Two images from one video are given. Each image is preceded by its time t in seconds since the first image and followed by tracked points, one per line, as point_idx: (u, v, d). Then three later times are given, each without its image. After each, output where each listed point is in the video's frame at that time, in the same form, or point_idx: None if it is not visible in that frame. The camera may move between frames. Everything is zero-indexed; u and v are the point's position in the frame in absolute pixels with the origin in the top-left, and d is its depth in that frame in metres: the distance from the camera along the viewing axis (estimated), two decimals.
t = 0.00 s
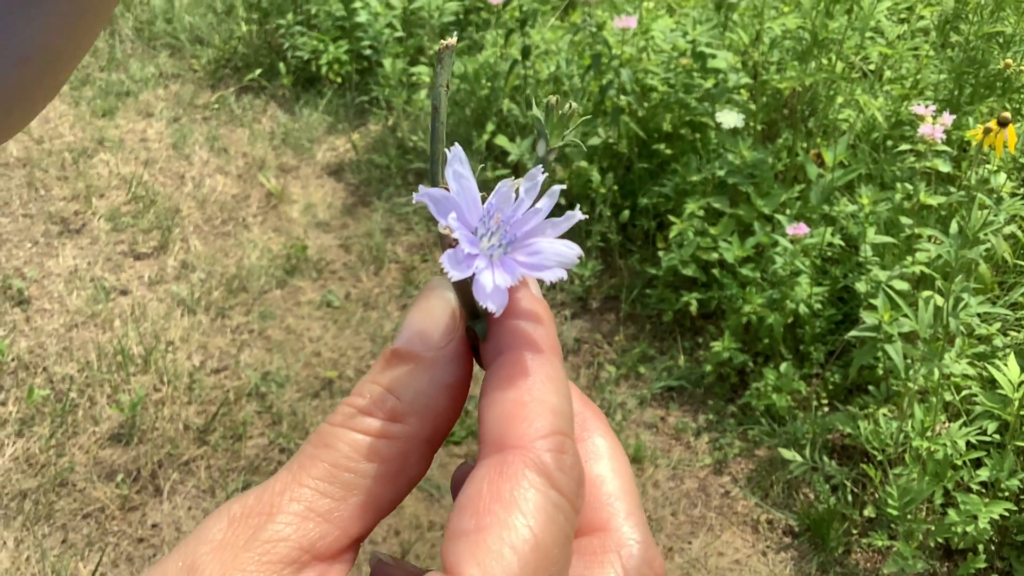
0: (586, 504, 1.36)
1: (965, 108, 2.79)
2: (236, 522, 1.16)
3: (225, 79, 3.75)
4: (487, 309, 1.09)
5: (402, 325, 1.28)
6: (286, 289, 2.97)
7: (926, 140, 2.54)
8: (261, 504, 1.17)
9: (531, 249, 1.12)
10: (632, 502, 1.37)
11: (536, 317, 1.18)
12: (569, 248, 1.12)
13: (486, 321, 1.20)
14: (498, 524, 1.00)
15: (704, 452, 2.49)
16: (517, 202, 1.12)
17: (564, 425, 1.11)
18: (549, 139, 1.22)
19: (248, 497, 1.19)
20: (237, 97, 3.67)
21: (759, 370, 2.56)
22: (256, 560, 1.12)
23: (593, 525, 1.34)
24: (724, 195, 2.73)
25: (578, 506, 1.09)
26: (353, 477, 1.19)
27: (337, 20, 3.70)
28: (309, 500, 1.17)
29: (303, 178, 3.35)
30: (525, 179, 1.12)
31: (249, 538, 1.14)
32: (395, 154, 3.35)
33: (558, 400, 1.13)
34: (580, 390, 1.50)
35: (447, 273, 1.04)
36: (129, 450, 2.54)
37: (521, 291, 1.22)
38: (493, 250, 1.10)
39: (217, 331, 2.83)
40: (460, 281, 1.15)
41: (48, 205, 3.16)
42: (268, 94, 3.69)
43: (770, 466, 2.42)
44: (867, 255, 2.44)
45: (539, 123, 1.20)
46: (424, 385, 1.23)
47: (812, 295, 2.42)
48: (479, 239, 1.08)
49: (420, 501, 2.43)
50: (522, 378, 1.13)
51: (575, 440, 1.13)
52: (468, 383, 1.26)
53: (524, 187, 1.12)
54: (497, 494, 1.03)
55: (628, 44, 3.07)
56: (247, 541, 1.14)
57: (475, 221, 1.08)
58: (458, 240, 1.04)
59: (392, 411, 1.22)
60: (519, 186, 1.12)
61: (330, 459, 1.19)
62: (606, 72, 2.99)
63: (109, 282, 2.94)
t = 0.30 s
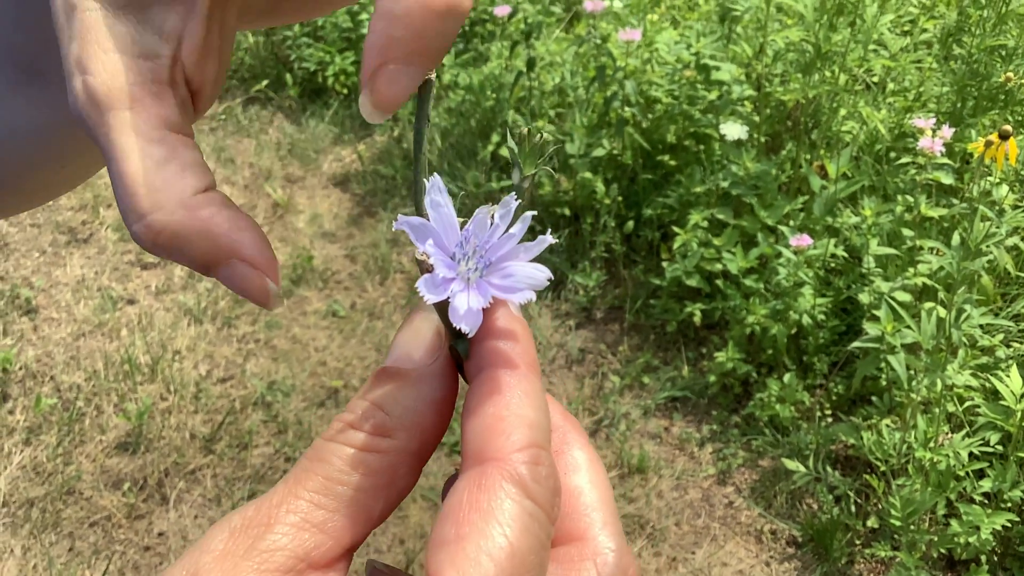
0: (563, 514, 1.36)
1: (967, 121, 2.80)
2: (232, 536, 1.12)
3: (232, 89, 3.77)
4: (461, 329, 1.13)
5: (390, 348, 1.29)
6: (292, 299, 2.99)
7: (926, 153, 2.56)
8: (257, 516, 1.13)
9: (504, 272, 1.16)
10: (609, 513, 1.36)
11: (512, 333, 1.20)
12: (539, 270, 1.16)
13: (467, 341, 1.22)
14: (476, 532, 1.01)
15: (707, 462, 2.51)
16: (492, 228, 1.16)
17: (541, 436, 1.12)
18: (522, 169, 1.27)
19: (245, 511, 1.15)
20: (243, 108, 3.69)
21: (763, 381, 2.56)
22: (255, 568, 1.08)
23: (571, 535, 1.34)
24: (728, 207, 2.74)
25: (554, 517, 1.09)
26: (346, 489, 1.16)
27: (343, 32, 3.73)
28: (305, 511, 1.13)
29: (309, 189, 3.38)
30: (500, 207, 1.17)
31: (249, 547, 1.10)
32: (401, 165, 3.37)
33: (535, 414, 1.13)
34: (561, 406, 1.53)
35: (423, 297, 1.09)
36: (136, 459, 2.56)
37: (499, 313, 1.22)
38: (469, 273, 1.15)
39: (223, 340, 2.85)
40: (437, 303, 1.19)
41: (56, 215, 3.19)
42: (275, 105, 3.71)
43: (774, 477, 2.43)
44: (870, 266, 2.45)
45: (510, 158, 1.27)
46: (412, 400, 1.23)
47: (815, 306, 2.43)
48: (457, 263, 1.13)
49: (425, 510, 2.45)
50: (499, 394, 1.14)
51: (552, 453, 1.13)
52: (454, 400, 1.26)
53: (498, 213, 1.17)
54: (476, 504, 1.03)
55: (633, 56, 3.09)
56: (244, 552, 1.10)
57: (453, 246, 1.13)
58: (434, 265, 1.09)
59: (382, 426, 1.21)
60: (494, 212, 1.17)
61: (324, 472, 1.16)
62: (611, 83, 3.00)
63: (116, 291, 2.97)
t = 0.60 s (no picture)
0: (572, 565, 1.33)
1: (972, 129, 2.81)
2: None
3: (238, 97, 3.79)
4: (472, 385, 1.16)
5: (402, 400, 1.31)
6: (299, 306, 3.01)
7: (931, 161, 2.58)
8: (272, 564, 1.14)
9: (513, 327, 1.20)
10: (619, 563, 1.34)
11: (522, 385, 1.20)
12: (547, 325, 1.20)
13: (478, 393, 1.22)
14: None
15: (713, 469, 2.51)
16: (501, 284, 1.22)
17: (549, 489, 1.11)
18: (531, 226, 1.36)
19: (259, 559, 1.17)
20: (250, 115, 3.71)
21: (768, 388, 2.57)
22: None
23: None
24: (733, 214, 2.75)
25: (560, 570, 1.08)
26: (359, 539, 1.19)
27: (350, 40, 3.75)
28: (319, 561, 1.15)
29: (316, 196, 3.40)
30: (508, 264, 1.23)
31: None
32: (407, 172, 3.38)
33: (543, 466, 1.13)
34: (568, 451, 1.47)
35: (435, 354, 1.13)
36: (143, 465, 2.57)
37: (510, 365, 1.22)
38: (479, 329, 1.19)
39: (230, 347, 2.87)
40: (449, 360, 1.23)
41: (64, 222, 3.22)
42: (281, 113, 3.71)
43: (779, 484, 2.43)
44: (875, 275, 2.44)
45: (520, 214, 1.35)
46: (422, 451, 1.25)
47: (820, 313, 2.44)
48: (468, 319, 1.18)
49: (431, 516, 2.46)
50: (508, 446, 1.13)
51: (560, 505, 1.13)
52: (465, 451, 1.29)
53: (507, 269, 1.22)
54: (484, 556, 1.02)
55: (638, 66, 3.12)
56: None
57: (464, 303, 1.17)
58: (445, 323, 1.14)
59: (394, 477, 1.23)
60: (503, 269, 1.22)
61: (337, 522, 1.19)
62: (617, 91, 3.01)
63: (124, 298, 2.98)
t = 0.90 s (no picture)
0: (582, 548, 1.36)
1: (974, 129, 2.81)
2: (265, 566, 1.16)
3: (241, 98, 3.80)
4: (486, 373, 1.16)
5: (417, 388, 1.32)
6: (302, 306, 3.01)
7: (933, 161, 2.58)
8: (289, 548, 1.17)
9: (526, 317, 1.18)
10: (629, 548, 1.37)
11: (532, 373, 1.22)
12: (559, 315, 1.18)
13: (489, 381, 1.24)
14: (499, 564, 1.00)
15: (715, 469, 2.52)
16: (513, 275, 1.19)
17: (561, 474, 1.13)
18: (542, 218, 1.30)
19: (279, 543, 1.19)
20: (253, 116, 3.72)
21: (770, 388, 2.57)
22: None
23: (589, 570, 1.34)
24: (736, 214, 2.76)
25: (572, 552, 1.09)
26: (374, 524, 1.19)
27: (352, 41, 3.77)
28: (335, 544, 1.17)
29: (319, 197, 3.40)
30: (520, 255, 1.21)
31: None
32: (410, 173, 3.38)
33: (555, 451, 1.14)
34: (581, 443, 1.52)
35: (449, 343, 1.11)
36: (147, 465, 2.58)
37: (521, 355, 1.23)
38: (491, 319, 1.18)
39: (233, 347, 2.87)
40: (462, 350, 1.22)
41: (67, 222, 3.23)
42: (284, 114, 3.73)
43: (782, 483, 2.43)
44: (878, 274, 2.45)
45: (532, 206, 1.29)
46: (436, 439, 1.25)
47: (823, 313, 2.44)
48: (480, 310, 1.16)
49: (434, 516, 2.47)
50: (520, 431, 1.15)
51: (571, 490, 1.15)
52: (478, 439, 1.28)
53: (519, 260, 1.20)
54: (499, 537, 1.03)
55: (640, 65, 3.11)
56: None
57: (476, 293, 1.16)
58: (458, 313, 1.12)
59: (408, 463, 1.23)
60: (515, 260, 1.20)
61: (353, 507, 1.20)
62: (619, 92, 3.01)
63: (127, 298, 2.99)
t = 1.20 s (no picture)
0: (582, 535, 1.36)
1: (974, 129, 2.81)
2: (277, 557, 1.18)
3: (241, 98, 3.80)
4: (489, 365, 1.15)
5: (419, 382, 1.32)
6: (302, 306, 3.01)
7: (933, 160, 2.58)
8: (299, 539, 1.19)
9: (526, 312, 1.17)
10: (628, 538, 1.36)
11: (532, 365, 1.21)
12: (558, 310, 1.17)
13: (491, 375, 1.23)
14: (504, 551, 1.02)
15: (716, 469, 2.52)
16: (513, 271, 1.16)
17: (562, 463, 1.15)
18: (540, 214, 1.27)
19: (288, 534, 1.21)
20: (253, 117, 3.72)
21: (771, 387, 2.57)
22: None
23: (590, 557, 1.33)
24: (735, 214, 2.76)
25: (574, 539, 1.11)
26: (380, 515, 1.21)
27: (352, 42, 3.77)
28: (343, 536, 1.19)
29: (319, 197, 3.40)
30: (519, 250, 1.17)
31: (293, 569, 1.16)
32: (410, 173, 3.38)
33: (556, 442, 1.16)
34: (580, 436, 1.52)
35: (453, 337, 1.10)
36: (148, 466, 2.58)
37: (521, 347, 1.23)
38: (493, 313, 1.16)
39: (234, 347, 2.88)
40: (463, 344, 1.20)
41: (67, 223, 3.23)
42: (284, 115, 3.73)
43: (782, 483, 2.44)
44: (878, 274, 2.46)
45: (528, 203, 1.25)
46: (440, 432, 1.26)
47: (823, 313, 2.45)
48: (481, 305, 1.14)
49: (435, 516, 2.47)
50: (521, 422, 1.16)
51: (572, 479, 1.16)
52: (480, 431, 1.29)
53: (518, 256, 1.16)
54: (502, 525, 1.05)
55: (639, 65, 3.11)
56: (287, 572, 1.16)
57: (477, 289, 1.14)
58: (461, 308, 1.11)
59: (412, 456, 1.25)
60: (515, 256, 1.16)
61: (359, 500, 1.22)
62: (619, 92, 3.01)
63: (127, 300, 2.99)
